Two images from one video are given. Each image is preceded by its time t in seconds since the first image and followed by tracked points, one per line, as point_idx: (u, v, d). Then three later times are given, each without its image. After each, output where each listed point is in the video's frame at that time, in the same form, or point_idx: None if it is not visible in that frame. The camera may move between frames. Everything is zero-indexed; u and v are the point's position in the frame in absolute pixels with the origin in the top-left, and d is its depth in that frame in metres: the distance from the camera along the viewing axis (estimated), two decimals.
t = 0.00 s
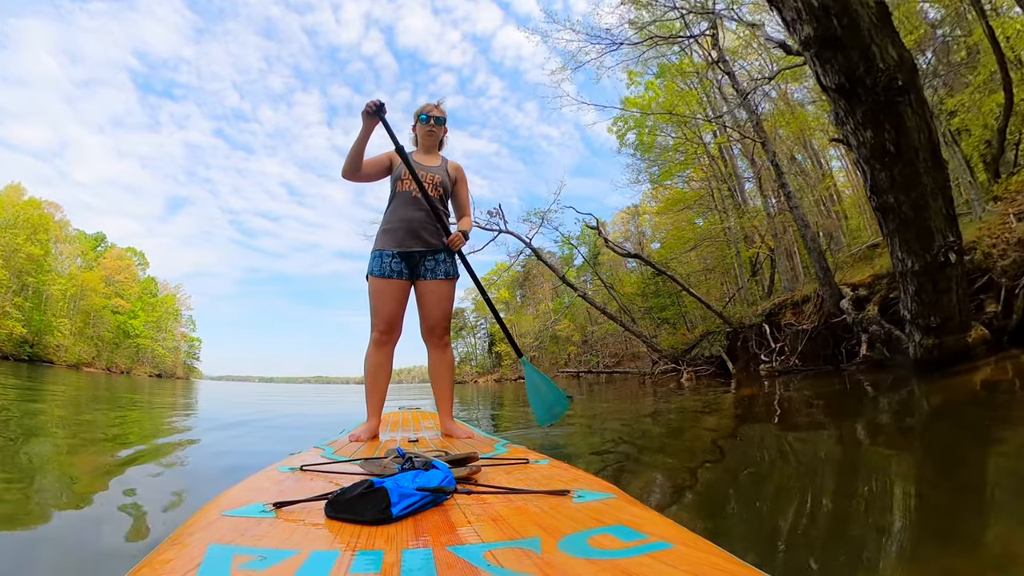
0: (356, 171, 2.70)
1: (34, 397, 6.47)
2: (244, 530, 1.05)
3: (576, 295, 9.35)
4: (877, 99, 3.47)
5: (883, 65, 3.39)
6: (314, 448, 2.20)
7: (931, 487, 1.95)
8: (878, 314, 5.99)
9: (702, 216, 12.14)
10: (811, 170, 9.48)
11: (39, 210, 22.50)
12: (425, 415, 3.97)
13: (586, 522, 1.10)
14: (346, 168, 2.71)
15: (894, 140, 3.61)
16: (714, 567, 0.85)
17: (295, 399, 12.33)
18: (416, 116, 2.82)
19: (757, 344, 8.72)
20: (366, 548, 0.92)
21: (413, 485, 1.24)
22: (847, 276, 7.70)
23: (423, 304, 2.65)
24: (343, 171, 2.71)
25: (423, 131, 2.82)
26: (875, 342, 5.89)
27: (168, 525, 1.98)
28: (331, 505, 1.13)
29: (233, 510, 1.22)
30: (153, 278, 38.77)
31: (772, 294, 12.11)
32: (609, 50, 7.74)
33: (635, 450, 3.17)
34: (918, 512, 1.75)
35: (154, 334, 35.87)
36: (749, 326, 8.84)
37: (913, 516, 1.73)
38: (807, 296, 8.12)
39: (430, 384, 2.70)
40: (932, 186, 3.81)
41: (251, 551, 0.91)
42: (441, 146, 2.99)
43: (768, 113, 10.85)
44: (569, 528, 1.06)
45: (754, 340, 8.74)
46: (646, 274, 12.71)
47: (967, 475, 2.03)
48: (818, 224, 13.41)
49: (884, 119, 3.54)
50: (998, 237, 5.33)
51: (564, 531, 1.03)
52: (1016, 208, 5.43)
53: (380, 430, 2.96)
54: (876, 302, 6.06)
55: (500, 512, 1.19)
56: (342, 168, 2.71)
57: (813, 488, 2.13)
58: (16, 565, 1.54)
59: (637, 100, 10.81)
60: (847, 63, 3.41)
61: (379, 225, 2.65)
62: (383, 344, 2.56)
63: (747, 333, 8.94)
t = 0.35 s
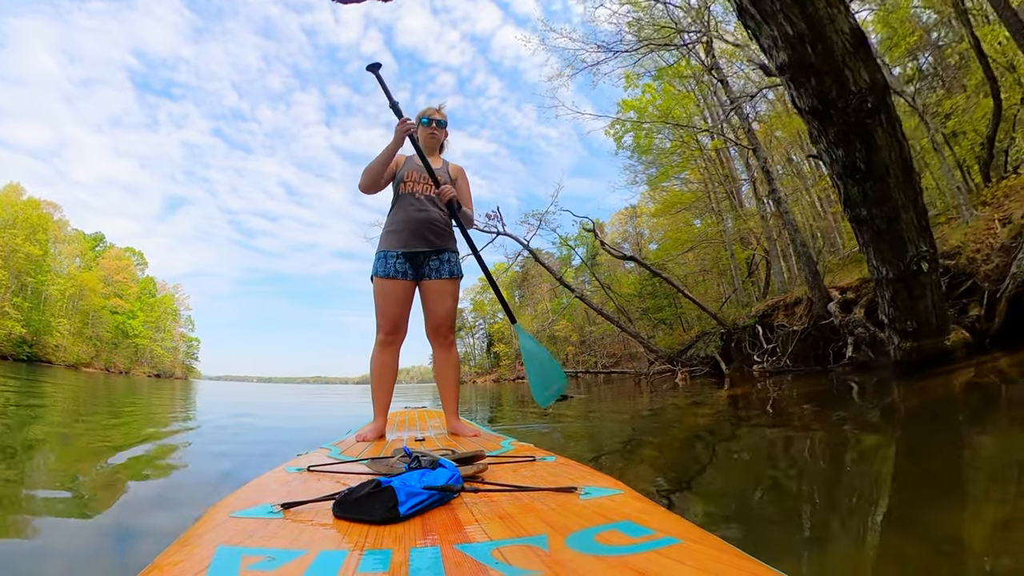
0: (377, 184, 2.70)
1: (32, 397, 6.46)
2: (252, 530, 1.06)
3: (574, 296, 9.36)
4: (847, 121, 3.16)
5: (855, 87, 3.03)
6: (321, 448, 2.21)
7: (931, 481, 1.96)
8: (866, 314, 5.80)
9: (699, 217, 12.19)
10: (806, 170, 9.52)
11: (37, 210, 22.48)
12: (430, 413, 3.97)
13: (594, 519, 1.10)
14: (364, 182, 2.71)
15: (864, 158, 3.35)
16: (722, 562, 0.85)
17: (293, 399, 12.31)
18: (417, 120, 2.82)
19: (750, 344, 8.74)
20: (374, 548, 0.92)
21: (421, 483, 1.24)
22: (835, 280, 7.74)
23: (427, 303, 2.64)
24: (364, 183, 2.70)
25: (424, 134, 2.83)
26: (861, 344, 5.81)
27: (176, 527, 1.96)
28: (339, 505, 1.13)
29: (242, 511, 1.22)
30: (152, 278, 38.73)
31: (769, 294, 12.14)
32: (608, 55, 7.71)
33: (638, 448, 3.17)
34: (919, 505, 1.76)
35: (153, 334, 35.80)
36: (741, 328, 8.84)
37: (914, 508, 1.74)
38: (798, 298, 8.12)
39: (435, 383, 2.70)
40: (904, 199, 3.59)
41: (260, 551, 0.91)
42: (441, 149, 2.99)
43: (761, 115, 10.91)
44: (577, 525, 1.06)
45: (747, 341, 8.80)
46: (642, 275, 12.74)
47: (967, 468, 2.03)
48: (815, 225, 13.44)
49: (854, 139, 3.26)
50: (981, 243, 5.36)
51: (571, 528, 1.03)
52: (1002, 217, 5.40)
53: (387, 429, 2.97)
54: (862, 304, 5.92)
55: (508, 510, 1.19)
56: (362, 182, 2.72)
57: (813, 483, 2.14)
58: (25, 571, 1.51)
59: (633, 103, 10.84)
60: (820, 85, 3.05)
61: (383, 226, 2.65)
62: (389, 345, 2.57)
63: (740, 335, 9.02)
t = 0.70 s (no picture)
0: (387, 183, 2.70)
1: (30, 398, 6.45)
2: (261, 534, 1.05)
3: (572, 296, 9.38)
4: (821, 138, 3.10)
5: (829, 106, 2.98)
6: (327, 449, 2.21)
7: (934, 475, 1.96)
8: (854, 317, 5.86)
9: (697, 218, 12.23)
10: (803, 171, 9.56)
11: (36, 210, 22.50)
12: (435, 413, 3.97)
13: (602, 514, 1.10)
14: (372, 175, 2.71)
15: (839, 172, 3.27)
16: (730, 555, 0.86)
17: (292, 399, 12.31)
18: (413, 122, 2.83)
19: (744, 346, 8.65)
20: (383, 548, 0.92)
21: (428, 482, 1.24)
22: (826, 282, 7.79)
23: (430, 303, 2.65)
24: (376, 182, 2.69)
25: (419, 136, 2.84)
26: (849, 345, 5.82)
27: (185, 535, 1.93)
28: (347, 506, 1.13)
29: (250, 515, 1.21)
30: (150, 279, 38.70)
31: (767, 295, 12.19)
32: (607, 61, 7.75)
33: (641, 447, 3.17)
34: (922, 497, 1.76)
35: (151, 334, 35.77)
36: (735, 328, 8.81)
37: (917, 501, 1.74)
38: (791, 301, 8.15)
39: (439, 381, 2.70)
40: (880, 211, 3.49)
41: (269, 554, 0.91)
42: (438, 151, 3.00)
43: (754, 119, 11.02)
44: (585, 520, 1.06)
45: (741, 342, 8.73)
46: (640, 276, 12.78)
47: (970, 461, 2.04)
48: (812, 226, 13.50)
49: (829, 154, 3.18)
50: (968, 247, 5.47)
51: (579, 524, 1.03)
52: (986, 222, 5.62)
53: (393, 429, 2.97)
54: (851, 307, 5.96)
55: (515, 507, 1.19)
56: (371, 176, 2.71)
57: (816, 479, 2.14)
58: None
59: (631, 105, 10.87)
60: (795, 105, 3.00)
61: (384, 228, 2.65)
62: (393, 345, 2.57)
63: (734, 335, 8.93)
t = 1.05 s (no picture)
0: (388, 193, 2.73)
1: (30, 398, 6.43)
2: (277, 541, 1.05)
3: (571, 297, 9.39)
4: (796, 158, 3.26)
5: (803, 129, 3.14)
6: (340, 453, 2.20)
7: (940, 466, 1.97)
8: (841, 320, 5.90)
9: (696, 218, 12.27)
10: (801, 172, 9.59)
11: (36, 211, 22.52)
12: (445, 412, 3.97)
13: (616, 507, 1.10)
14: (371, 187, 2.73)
15: (814, 190, 3.42)
16: (747, 544, 0.86)
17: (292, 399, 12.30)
18: (409, 128, 2.83)
19: (738, 347, 8.61)
20: (400, 549, 0.92)
21: (442, 482, 1.24)
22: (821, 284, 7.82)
23: (439, 302, 2.63)
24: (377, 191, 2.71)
25: (416, 141, 2.83)
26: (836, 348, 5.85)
27: (195, 527, 1.93)
28: (362, 509, 1.13)
29: (265, 521, 1.21)
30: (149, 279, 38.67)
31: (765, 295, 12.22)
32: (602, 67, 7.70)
33: (648, 445, 3.17)
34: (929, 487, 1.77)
35: (151, 334, 35.75)
36: (729, 330, 8.71)
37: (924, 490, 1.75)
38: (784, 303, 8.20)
39: (449, 380, 2.70)
40: (854, 224, 3.61)
41: (286, 561, 0.90)
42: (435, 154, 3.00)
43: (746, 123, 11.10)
44: (599, 514, 1.06)
45: (735, 343, 8.67)
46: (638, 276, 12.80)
47: (976, 453, 2.05)
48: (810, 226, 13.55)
49: (805, 173, 3.33)
50: (953, 253, 5.50)
51: (594, 517, 1.03)
52: (972, 228, 5.70)
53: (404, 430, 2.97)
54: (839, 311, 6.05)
55: (530, 503, 1.19)
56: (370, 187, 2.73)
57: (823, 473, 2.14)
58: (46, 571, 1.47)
59: (629, 106, 10.90)
60: (771, 129, 3.16)
61: (389, 234, 2.66)
62: (402, 347, 2.57)
63: (728, 336, 8.87)
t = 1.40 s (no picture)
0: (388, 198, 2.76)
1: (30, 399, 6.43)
2: (287, 541, 1.05)
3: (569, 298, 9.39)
4: (780, 172, 3.27)
5: (787, 144, 3.16)
6: (348, 453, 2.20)
7: (945, 462, 1.96)
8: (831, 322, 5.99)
9: (695, 217, 12.30)
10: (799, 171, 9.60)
11: (36, 210, 22.58)
12: (450, 412, 3.97)
13: (625, 504, 1.10)
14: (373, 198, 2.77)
15: (798, 201, 3.43)
16: (758, 540, 0.85)
17: (292, 400, 12.29)
18: (408, 125, 2.81)
19: (734, 348, 8.56)
20: (409, 549, 0.92)
21: (450, 480, 1.23)
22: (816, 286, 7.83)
23: (448, 301, 2.63)
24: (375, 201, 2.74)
25: (416, 139, 2.82)
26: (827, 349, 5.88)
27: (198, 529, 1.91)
28: (371, 508, 1.12)
29: (275, 522, 1.21)
30: (149, 279, 38.70)
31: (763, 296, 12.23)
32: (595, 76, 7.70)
33: (652, 443, 3.17)
34: (935, 483, 1.76)
35: (151, 335, 35.74)
36: (725, 331, 8.66)
37: (929, 487, 1.74)
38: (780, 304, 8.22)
39: (457, 379, 2.69)
40: (838, 233, 3.62)
41: (296, 561, 0.90)
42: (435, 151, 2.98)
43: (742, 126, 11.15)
44: (608, 511, 1.06)
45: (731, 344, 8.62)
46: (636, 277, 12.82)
47: (980, 450, 2.04)
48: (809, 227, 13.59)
49: (789, 185, 3.34)
50: (942, 257, 5.58)
51: (602, 515, 1.03)
52: (963, 232, 5.72)
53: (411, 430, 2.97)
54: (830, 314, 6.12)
55: (539, 501, 1.18)
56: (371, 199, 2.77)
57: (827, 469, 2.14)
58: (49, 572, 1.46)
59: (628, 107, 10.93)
60: (756, 143, 3.18)
61: (395, 234, 2.65)
62: (410, 347, 2.55)
63: (724, 337, 8.81)
